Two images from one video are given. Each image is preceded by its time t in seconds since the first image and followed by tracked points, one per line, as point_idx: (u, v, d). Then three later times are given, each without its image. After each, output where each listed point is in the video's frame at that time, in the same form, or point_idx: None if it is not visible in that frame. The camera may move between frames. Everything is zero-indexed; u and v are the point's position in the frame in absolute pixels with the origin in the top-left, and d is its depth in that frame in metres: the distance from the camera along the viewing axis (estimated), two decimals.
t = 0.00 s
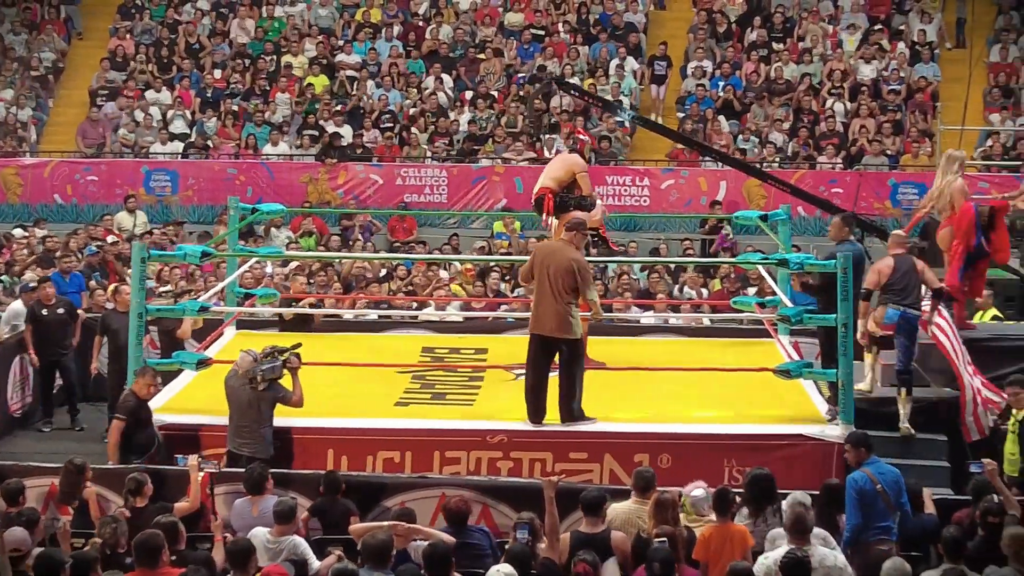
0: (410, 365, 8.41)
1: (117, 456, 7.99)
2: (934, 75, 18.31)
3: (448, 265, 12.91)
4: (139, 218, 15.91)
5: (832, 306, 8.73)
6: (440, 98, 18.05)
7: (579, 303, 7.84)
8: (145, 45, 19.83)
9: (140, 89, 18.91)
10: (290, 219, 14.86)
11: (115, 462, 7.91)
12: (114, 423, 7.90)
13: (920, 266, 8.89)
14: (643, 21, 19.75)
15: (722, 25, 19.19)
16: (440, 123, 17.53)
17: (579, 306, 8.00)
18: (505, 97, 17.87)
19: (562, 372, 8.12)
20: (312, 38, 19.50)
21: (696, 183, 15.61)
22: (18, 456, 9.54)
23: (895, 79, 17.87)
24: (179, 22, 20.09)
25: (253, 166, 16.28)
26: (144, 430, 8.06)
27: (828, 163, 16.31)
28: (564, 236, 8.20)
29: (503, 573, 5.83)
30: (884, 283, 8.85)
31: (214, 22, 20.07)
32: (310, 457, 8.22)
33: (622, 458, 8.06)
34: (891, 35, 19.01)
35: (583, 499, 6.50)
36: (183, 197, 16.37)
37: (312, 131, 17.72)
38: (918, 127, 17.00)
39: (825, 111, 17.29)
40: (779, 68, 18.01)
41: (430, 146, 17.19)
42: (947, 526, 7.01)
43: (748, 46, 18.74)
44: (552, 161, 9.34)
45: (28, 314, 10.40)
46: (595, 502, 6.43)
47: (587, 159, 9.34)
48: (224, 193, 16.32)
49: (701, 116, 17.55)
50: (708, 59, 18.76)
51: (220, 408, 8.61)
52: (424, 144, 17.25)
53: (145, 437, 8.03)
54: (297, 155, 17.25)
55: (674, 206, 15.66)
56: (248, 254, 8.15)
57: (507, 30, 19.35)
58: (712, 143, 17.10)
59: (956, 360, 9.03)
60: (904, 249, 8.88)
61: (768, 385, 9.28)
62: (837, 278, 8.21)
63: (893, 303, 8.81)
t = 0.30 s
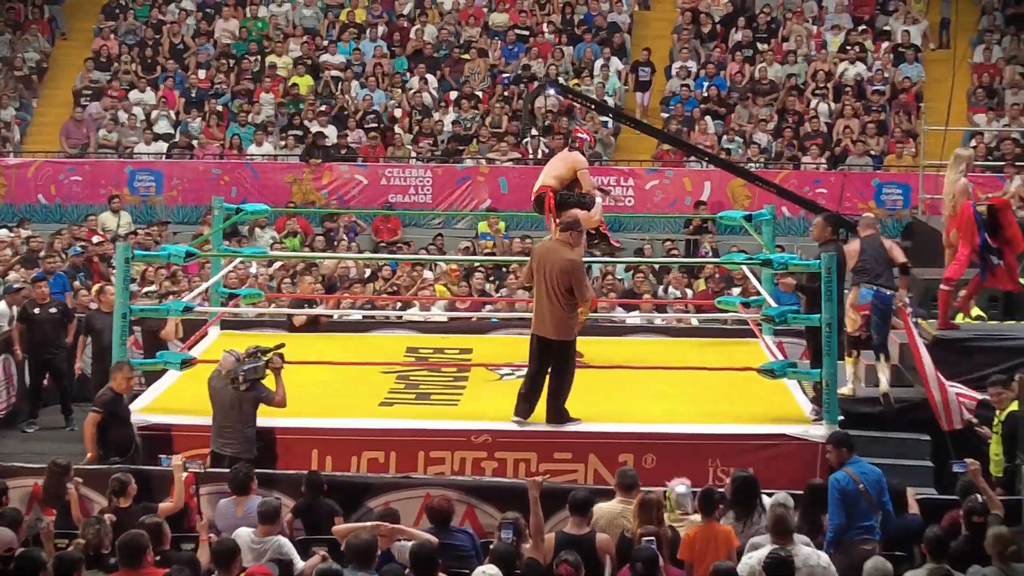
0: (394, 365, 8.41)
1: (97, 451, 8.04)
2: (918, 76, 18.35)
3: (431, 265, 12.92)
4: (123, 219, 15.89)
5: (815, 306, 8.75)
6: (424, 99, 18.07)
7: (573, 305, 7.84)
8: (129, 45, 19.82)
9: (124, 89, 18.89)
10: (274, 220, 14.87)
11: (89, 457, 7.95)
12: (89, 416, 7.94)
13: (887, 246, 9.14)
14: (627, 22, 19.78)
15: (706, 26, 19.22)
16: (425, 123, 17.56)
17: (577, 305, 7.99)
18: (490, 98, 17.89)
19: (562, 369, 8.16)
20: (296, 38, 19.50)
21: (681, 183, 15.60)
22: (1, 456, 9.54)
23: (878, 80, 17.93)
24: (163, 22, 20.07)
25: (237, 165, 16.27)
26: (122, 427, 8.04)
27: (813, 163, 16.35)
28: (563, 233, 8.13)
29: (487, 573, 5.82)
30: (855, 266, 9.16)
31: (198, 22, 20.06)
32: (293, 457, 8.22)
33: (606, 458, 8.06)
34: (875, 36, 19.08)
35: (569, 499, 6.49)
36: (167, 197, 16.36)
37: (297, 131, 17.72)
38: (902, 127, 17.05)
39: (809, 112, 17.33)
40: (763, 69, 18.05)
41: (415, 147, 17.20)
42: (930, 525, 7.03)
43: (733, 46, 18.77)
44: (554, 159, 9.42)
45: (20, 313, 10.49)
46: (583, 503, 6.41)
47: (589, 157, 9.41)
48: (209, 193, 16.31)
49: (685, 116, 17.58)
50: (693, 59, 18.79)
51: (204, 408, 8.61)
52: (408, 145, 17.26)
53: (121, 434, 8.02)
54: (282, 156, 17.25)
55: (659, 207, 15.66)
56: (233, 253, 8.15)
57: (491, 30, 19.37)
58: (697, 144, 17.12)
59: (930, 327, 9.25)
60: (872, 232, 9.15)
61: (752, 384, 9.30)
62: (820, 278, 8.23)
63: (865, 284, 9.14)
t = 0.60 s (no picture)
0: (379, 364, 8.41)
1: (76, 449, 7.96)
2: (902, 77, 18.40)
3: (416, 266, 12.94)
4: (108, 219, 15.87)
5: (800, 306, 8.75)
6: (410, 99, 18.09)
7: (563, 304, 7.82)
8: (113, 45, 19.81)
9: (109, 89, 18.86)
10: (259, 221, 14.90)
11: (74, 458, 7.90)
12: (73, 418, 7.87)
13: (869, 235, 9.27)
14: (613, 22, 19.82)
15: (691, 26, 19.24)
16: (410, 123, 17.58)
17: (570, 305, 7.97)
18: (475, 98, 17.91)
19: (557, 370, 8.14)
20: (281, 38, 19.50)
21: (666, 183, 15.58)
22: None
23: (863, 80, 17.98)
24: (148, 22, 20.05)
25: (222, 166, 16.27)
26: (104, 426, 8.03)
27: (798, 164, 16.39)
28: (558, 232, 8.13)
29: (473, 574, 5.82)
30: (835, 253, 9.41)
31: (183, 22, 20.05)
32: (278, 457, 8.22)
33: (592, 458, 8.07)
34: (860, 36, 19.14)
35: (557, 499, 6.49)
36: (153, 197, 16.34)
37: (283, 131, 17.73)
38: (887, 127, 17.10)
39: (794, 112, 17.37)
40: (748, 69, 18.09)
41: (400, 147, 17.21)
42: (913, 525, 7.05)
43: (718, 46, 18.80)
44: (550, 160, 9.41)
45: (20, 311, 10.61)
46: (573, 502, 6.39)
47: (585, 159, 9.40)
48: (194, 193, 16.31)
49: (670, 116, 17.60)
50: (678, 59, 18.83)
51: (189, 408, 8.60)
52: (394, 145, 17.27)
53: (103, 433, 8.02)
54: (267, 155, 17.24)
55: (644, 207, 15.64)
56: (218, 254, 8.14)
57: (477, 30, 19.43)
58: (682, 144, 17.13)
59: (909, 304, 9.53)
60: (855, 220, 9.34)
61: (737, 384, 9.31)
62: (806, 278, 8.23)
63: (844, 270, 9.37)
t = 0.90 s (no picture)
0: (365, 365, 8.41)
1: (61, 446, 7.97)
2: (888, 77, 18.44)
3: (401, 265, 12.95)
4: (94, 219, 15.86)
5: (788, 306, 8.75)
6: (396, 98, 18.09)
7: (557, 304, 7.78)
8: (99, 45, 19.78)
9: (95, 89, 18.83)
10: (245, 220, 14.93)
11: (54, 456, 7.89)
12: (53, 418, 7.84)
13: (868, 216, 9.47)
14: (599, 22, 19.83)
15: (678, 26, 19.24)
16: (397, 122, 17.59)
17: (564, 304, 7.94)
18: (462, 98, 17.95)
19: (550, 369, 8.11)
20: (267, 38, 19.49)
21: (652, 183, 15.59)
22: None
23: (850, 80, 18.01)
24: (134, 21, 20.02)
25: (209, 166, 16.26)
26: (85, 426, 7.99)
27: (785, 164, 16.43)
28: (549, 232, 8.08)
29: (459, 574, 5.82)
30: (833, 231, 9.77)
31: (169, 21, 20.01)
32: (264, 457, 8.20)
33: (578, 458, 8.07)
34: (846, 36, 19.18)
35: (547, 499, 6.48)
36: (138, 197, 16.32)
37: (269, 131, 17.73)
38: (873, 128, 17.14)
39: (781, 112, 17.40)
40: (734, 69, 18.12)
41: (387, 146, 17.22)
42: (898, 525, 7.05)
43: (704, 46, 18.82)
44: (543, 160, 9.43)
45: (13, 308, 10.88)
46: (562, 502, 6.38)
47: (577, 157, 9.40)
48: (180, 193, 16.29)
49: (656, 116, 17.62)
50: (664, 59, 18.86)
51: (174, 408, 8.59)
52: (381, 144, 17.28)
53: (84, 433, 7.98)
54: (254, 155, 17.23)
55: (631, 206, 15.63)
56: (205, 253, 8.11)
57: (463, 30, 19.46)
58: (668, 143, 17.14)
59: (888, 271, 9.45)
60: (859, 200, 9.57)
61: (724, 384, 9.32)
62: (792, 278, 8.21)
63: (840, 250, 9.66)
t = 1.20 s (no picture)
0: (353, 365, 8.40)
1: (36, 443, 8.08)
2: (875, 76, 18.48)
3: (388, 266, 12.95)
4: (81, 219, 15.85)
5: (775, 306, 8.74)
6: (384, 99, 18.11)
7: (560, 303, 7.86)
8: (86, 45, 19.77)
9: (82, 89, 18.81)
10: (232, 220, 14.92)
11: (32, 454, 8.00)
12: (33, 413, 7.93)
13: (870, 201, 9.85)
14: (587, 23, 19.84)
15: (665, 26, 19.27)
16: (384, 122, 17.58)
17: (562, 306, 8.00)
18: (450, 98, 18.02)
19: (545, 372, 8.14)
20: (255, 38, 19.50)
21: (640, 183, 15.60)
22: None
23: (837, 80, 18.05)
24: (122, 21, 20.01)
25: (196, 166, 16.25)
26: (65, 423, 8.03)
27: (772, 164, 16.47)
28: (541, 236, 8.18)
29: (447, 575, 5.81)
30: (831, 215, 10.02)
31: (157, 21, 20.00)
32: (251, 457, 8.19)
33: (566, 458, 8.07)
34: (833, 36, 19.23)
35: (535, 499, 6.46)
36: (126, 197, 16.30)
37: (257, 131, 17.72)
38: (860, 128, 17.18)
39: (768, 112, 17.42)
40: (722, 69, 18.13)
41: (374, 146, 17.22)
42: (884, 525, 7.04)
43: (692, 46, 18.85)
44: (533, 159, 9.38)
45: None
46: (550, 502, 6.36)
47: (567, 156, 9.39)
48: (167, 193, 16.27)
49: (644, 117, 17.64)
50: (652, 59, 18.86)
51: (161, 408, 8.58)
52: (368, 144, 17.28)
53: (64, 431, 8.02)
54: (242, 155, 17.23)
55: (619, 206, 15.64)
56: (193, 254, 8.10)
57: (451, 30, 19.47)
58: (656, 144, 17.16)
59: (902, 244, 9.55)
60: (857, 185, 9.85)
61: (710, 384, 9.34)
62: (780, 278, 8.20)
63: (839, 235, 9.98)
